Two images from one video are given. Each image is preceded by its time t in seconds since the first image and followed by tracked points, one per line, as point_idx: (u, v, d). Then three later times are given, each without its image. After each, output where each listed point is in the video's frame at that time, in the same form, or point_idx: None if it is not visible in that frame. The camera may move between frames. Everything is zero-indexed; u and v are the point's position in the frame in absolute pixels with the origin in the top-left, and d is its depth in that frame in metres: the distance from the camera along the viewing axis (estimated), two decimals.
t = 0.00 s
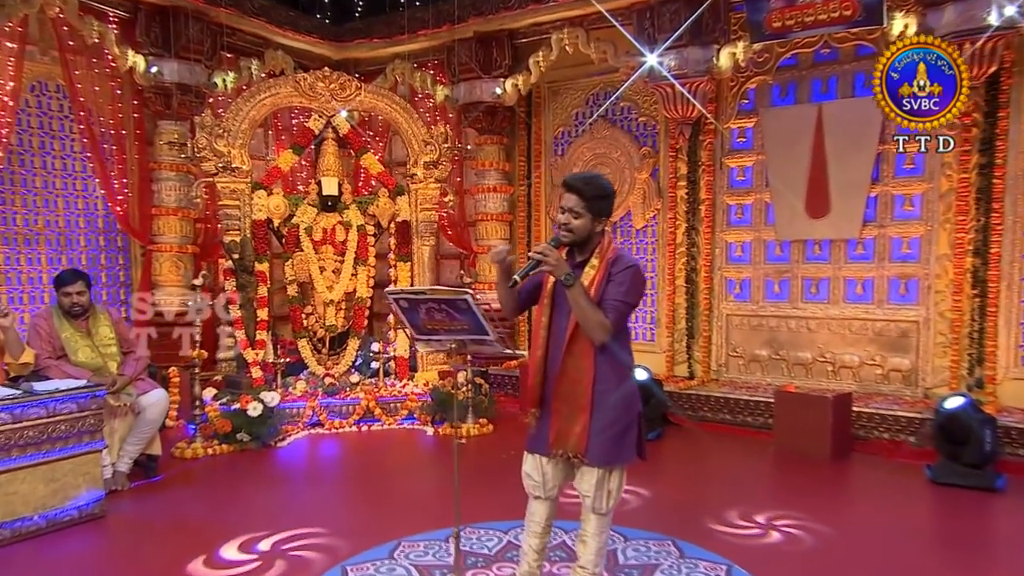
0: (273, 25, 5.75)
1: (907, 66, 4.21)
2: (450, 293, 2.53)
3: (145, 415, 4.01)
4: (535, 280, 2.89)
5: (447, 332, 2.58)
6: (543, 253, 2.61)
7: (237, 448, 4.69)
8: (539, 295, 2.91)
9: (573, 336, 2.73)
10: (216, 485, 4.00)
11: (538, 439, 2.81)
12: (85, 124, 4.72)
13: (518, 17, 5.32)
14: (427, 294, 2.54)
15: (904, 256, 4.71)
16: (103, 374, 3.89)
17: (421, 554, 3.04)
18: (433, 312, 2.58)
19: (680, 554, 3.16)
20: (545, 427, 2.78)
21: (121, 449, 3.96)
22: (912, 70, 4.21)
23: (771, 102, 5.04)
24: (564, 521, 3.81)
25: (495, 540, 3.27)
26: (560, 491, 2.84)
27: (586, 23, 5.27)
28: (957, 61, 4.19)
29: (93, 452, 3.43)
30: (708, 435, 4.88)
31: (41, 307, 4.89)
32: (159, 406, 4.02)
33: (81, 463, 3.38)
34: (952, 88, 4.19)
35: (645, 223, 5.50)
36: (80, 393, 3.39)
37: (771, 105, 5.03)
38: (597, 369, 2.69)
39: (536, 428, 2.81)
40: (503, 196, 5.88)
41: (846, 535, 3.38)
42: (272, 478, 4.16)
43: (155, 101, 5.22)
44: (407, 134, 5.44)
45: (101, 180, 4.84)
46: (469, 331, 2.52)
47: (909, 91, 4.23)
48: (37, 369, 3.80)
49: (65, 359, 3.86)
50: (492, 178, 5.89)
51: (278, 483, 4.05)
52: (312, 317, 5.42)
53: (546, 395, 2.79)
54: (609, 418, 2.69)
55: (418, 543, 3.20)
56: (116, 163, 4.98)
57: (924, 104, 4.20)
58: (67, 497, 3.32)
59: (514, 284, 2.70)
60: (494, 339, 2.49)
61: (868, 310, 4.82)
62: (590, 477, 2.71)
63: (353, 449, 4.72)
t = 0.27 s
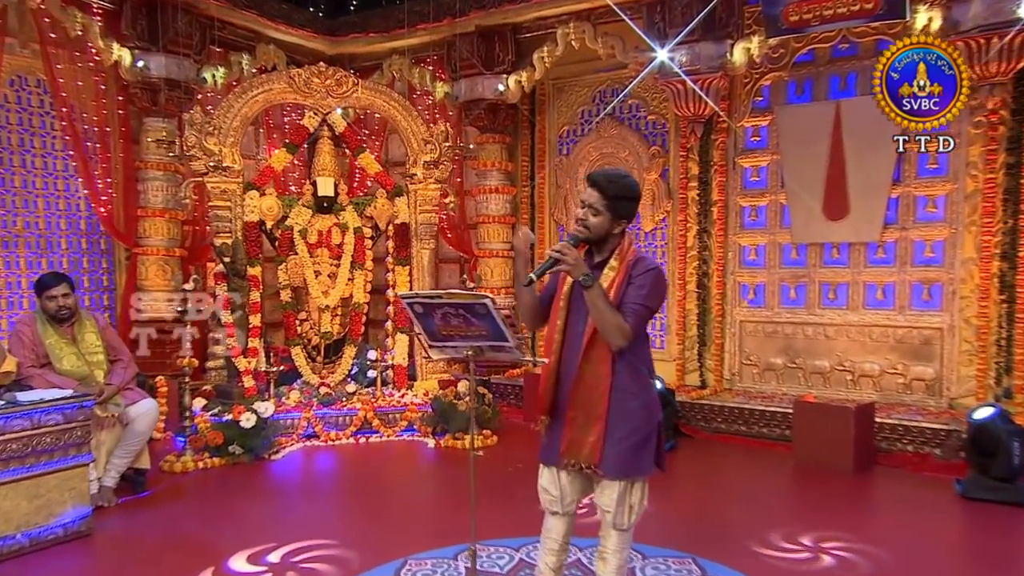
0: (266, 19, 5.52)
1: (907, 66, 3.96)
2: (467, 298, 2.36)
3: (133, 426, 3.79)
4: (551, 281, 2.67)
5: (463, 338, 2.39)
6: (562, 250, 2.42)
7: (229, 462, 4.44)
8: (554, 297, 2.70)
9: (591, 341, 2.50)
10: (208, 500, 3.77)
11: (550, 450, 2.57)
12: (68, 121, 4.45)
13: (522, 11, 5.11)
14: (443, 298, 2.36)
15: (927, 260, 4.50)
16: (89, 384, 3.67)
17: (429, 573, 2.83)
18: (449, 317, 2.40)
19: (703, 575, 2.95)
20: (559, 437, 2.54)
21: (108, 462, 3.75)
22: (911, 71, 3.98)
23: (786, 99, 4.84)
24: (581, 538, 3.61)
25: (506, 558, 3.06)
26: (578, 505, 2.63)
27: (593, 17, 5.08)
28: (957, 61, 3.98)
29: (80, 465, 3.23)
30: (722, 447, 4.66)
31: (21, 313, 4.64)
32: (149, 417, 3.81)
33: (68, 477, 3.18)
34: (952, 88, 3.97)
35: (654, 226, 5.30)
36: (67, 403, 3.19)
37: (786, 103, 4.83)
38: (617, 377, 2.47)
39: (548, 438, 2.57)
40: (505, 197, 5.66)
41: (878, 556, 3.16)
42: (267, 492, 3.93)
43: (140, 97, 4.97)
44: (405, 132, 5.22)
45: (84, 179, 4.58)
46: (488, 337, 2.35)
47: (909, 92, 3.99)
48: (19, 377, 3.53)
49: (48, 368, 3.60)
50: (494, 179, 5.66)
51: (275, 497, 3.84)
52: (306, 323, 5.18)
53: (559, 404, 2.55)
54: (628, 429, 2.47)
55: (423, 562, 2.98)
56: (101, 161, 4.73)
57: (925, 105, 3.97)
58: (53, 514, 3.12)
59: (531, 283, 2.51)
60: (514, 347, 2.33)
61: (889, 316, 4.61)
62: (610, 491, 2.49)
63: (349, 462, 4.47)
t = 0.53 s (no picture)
0: (256, 13, 5.28)
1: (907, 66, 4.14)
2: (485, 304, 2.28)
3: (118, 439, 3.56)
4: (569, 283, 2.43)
5: (478, 346, 2.32)
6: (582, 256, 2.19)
7: (216, 477, 4.18)
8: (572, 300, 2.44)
9: (612, 348, 2.28)
10: (195, 520, 3.53)
11: (569, 467, 2.34)
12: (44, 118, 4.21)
13: (524, 5, 4.90)
14: (458, 304, 2.27)
15: (949, 265, 4.30)
16: (70, 397, 3.42)
17: None
18: (463, 324, 2.32)
19: None
20: (580, 452, 2.31)
21: (89, 477, 3.51)
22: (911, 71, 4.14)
23: (800, 97, 4.63)
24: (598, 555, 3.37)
25: None
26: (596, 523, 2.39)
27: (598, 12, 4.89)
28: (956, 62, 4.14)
29: (63, 482, 3.08)
30: (736, 461, 4.43)
31: None
32: (133, 430, 3.57)
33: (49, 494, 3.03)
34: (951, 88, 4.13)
35: (661, 230, 5.09)
36: (49, 416, 3.05)
37: (800, 101, 4.63)
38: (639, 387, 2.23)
39: (568, 454, 2.34)
40: (505, 199, 5.42)
41: None
42: (257, 511, 3.68)
43: (121, 93, 4.71)
44: (401, 131, 4.98)
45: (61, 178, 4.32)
46: (504, 345, 2.28)
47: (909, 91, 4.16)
48: None
49: (25, 378, 3.36)
50: (494, 180, 5.42)
51: (264, 516, 3.58)
52: (297, 331, 4.92)
53: (580, 417, 2.32)
54: (653, 442, 2.22)
55: None
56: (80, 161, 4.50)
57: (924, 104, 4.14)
58: (32, 535, 2.96)
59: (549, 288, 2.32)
60: (533, 355, 2.26)
61: (909, 324, 4.40)
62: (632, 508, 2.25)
63: (343, 477, 4.22)
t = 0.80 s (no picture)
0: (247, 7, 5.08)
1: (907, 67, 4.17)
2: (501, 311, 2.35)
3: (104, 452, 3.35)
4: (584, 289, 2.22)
5: (493, 351, 2.40)
6: (599, 258, 2.02)
7: (206, 491, 3.95)
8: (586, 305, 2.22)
9: (628, 356, 2.08)
10: (187, 536, 3.32)
11: (580, 479, 2.15)
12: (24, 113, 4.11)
13: None
14: (475, 310, 2.37)
15: (969, 269, 4.13)
16: (54, 407, 3.19)
17: None
18: (479, 330, 2.40)
19: None
20: (591, 463, 2.12)
21: (74, 492, 3.32)
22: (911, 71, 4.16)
23: (814, 94, 4.46)
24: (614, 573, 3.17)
25: None
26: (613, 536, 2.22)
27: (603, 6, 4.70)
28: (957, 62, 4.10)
29: (47, 496, 2.88)
30: (749, 473, 4.24)
31: None
32: (120, 443, 3.35)
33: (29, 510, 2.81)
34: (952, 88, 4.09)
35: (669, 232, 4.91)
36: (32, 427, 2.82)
37: (814, 98, 4.45)
38: (657, 396, 2.04)
39: (578, 465, 2.15)
40: (506, 200, 5.23)
41: None
42: (253, 526, 3.46)
43: (105, 89, 4.48)
44: (399, 129, 4.79)
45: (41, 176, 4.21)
46: (520, 351, 2.33)
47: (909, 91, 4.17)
48: None
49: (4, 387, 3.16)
50: (494, 180, 5.22)
51: (259, 533, 3.36)
52: (290, 337, 4.71)
53: (591, 427, 2.13)
54: (669, 453, 2.05)
55: None
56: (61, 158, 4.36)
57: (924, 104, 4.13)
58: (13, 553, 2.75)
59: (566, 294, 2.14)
60: (549, 361, 2.28)
61: (929, 330, 4.23)
62: (649, 523, 2.08)
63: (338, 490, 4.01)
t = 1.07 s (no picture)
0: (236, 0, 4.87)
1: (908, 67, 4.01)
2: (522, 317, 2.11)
3: (86, 466, 3.07)
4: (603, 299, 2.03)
5: (510, 361, 2.16)
6: (620, 264, 1.81)
7: (192, 508, 3.70)
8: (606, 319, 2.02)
9: (653, 368, 1.88)
10: (172, 558, 3.07)
11: (603, 499, 1.94)
12: None
13: None
14: (492, 317, 2.13)
15: (993, 274, 3.94)
16: (33, 420, 2.99)
17: None
18: (496, 337, 2.17)
19: None
20: (617, 480, 1.91)
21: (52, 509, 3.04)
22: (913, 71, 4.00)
23: (829, 92, 4.27)
24: None
25: None
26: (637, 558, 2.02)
27: None
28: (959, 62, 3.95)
29: (27, 514, 2.83)
30: (763, 488, 4.03)
31: None
32: (103, 457, 3.10)
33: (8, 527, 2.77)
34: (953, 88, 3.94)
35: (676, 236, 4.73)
36: (12, 443, 2.75)
37: (829, 96, 4.27)
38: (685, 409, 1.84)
39: (602, 483, 1.93)
40: (505, 202, 5.02)
41: None
42: (243, 547, 3.22)
43: (83, 84, 4.24)
44: (393, 128, 4.57)
45: (15, 175, 4.00)
46: (541, 360, 2.09)
47: (908, 92, 4.01)
48: None
49: None
50: (493, 181, 5.01)
51: (249, 555, 3.12)
52: (279, 345, 4.47)
53: (616, 442, 1.93)
54: (699, 467, 1.84)
55: None
56: (38, 156, 4.17)
57: (924, 105, 3.97)
58: None
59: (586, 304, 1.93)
60: (572, 371, 2.04)
61: (950, 338, 4.03)
62: (675, 540, 1.87)
63: (331, 506, 3.77)
